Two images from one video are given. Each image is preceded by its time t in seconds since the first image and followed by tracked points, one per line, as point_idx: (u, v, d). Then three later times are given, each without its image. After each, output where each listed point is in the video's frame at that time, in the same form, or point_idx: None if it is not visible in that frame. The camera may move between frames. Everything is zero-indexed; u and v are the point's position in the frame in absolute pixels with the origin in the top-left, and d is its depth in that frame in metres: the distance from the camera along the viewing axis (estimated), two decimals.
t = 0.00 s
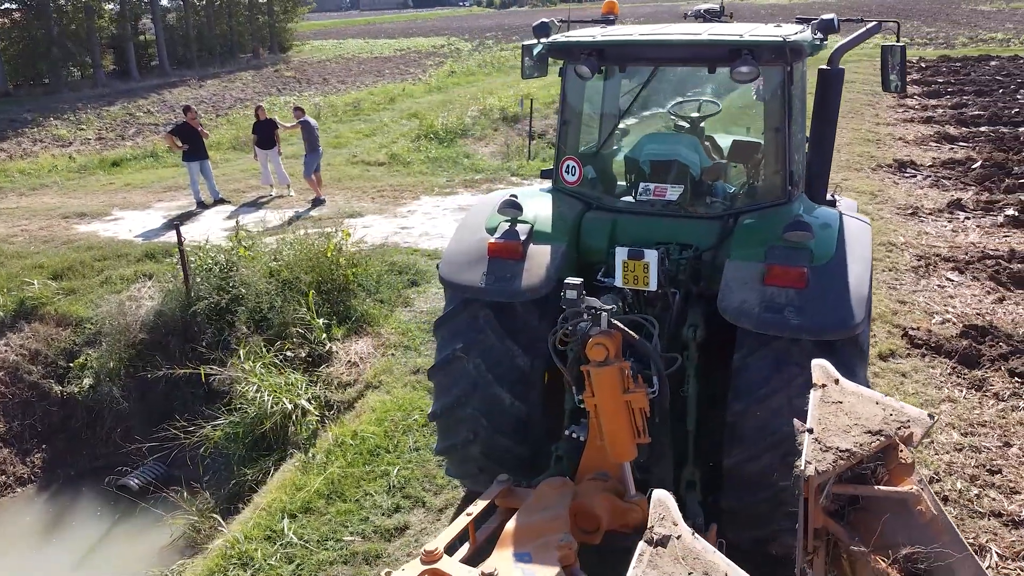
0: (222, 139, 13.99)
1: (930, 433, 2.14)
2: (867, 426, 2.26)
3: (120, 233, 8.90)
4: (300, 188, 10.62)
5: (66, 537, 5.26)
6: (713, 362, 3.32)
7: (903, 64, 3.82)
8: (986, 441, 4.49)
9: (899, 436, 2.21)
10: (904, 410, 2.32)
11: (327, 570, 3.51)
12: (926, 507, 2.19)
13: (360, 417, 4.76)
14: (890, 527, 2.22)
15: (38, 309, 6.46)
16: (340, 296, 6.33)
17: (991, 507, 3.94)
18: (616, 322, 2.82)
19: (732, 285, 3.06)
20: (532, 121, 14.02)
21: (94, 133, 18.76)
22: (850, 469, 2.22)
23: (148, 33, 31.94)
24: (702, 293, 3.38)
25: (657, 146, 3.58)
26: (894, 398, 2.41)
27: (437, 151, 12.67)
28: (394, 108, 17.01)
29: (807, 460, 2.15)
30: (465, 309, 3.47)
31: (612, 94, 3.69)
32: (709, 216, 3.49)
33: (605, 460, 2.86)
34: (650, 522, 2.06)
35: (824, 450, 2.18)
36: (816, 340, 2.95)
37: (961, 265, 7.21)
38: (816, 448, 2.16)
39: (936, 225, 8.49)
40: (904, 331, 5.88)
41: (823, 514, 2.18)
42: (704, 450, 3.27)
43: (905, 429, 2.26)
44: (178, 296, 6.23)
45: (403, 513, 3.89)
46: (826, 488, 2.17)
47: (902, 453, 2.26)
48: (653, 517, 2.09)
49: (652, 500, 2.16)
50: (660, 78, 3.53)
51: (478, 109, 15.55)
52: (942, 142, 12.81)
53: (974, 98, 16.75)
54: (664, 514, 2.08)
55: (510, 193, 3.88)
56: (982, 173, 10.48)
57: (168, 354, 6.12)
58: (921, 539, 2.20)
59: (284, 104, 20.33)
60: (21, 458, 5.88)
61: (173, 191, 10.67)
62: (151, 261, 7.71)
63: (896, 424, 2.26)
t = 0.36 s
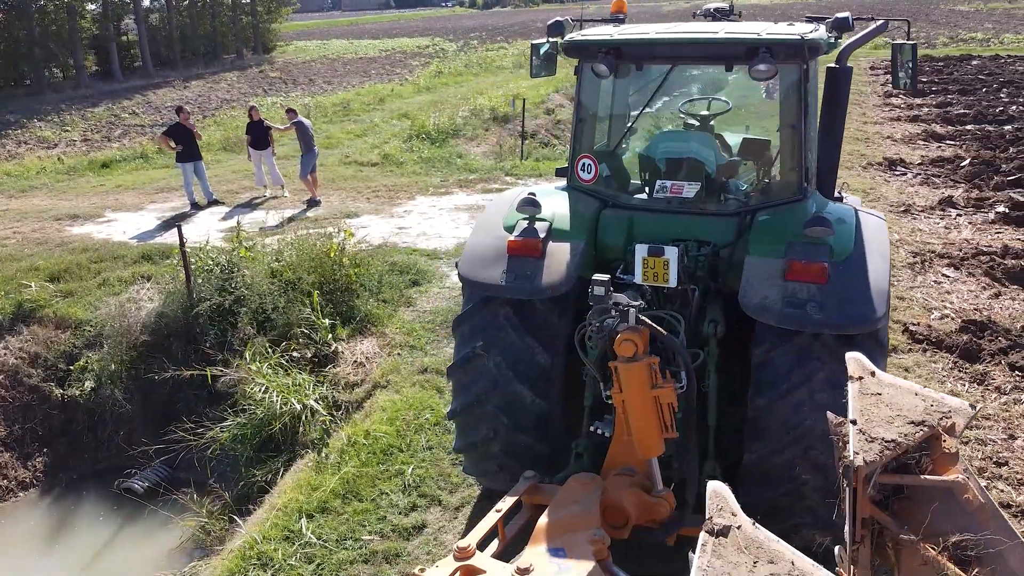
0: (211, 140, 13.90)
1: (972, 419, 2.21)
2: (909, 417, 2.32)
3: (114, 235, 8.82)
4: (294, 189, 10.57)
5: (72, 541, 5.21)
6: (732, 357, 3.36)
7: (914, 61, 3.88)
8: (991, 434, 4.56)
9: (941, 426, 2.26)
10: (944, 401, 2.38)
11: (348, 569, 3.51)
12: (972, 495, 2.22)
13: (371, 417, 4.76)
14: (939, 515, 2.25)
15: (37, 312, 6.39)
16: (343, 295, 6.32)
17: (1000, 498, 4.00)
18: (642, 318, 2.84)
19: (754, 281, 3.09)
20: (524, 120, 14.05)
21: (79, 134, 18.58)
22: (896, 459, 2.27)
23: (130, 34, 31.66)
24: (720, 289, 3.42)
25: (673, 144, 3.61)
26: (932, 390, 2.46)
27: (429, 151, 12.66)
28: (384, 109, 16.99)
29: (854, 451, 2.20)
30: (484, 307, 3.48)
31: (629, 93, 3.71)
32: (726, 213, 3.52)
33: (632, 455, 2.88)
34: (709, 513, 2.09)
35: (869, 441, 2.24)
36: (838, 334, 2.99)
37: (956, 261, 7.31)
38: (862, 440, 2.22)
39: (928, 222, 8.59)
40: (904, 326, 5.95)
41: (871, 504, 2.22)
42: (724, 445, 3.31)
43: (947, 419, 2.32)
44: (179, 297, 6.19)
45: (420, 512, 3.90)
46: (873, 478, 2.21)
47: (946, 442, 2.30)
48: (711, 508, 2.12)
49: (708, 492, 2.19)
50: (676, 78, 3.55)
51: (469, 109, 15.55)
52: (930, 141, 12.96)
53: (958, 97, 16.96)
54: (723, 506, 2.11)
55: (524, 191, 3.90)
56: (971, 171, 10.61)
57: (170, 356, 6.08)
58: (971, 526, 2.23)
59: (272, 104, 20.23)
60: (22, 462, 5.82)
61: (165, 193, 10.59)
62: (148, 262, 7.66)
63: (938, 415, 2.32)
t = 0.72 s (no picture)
0: (208, 141, 13.86)
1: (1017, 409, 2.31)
2: (958, 411, 2.42)
3: (117, 236, 8.77)
4: (295, 190, 10.55)
5: (87, 543, 5.19)
6: (758, 355, 3.38)
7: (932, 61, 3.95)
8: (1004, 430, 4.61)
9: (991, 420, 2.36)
10: (990, 396, 2.48)
11: (375, 568, 3.52)
12: None
13: (388, 416, 4.77)
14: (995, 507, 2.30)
15: (44, 313, 6.35)
16: (353, 295, 6.32)
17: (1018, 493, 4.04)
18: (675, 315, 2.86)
19: (782, 278, 3.12)
20: (522, 121, 14.08)
21: (72, 135, 18.48)
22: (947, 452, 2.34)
23: (120, 34, 31.51)
24: (744, 287, 3.45)
25: (695, 143, 3.64)
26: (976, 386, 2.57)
27: (428, 151, 12.67)
28: (380, 109, 16.97)
29: (907, 443, 2.30)
30: (510, 307, 3.49)
31: (653, 94, 3.72)
32: (749, 211, 3.54)
33: (665, 452, 2.90)
34: (774, 506, 2.11)
35: (921, 435, 2.34)
36: (866, 331, 3.02)
37: (959, 259, 7.38)
38: (914, 433, 2.32)
39: (929, 220, 8.67)
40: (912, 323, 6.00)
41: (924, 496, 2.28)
42: (751, 441, 3.33)
43: (995, 413, 2.42)
44: (189, 298, 6.17)
45: (443, 510, 3.91)
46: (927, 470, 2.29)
47: (996, 436, 2.39)
48: (775, 501, 2.14)
49: (769, 486, 2.21)
50: (700, 78, 3.58)
51: (466, 109, 15.57)
52: (926, 140, 13.07)
53: (951, 97, 17.10)
54: (786, 499, 2.14)
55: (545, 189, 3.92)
56: (968, 170, 10.71)
57: (181, 358, 6.07)
58: None
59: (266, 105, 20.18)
60: (33, 465, 5.81)
61: (166, 194, 10.55)
62: (154, 264, 7.63)
63: (985, 410, 2.41)
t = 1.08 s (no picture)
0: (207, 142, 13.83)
1: None
2: (1009, 404, 2.51)
3: (121, 237, 8.74)
4: (299, 190, 10.55)
5: (104, 544, 5.18)
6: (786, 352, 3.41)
7: (954, 59, 4.00)
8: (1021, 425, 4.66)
9: None
10: None
11: (406, 566, 3.53)
12: None
13: (408, 415, 4.78)
14: None
15: (54, 314, 6.34)
16: (365, 295, 6.33)
17: None
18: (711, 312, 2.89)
19: (812, 276, 3.15)
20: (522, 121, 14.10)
21: (68, 136, 18.39)
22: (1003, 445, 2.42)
23: (113, 35, 31.37)
24: (771, 286, 3.48)
25: (722, 142, 3.66)
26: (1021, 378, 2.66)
27: (429, 151, 12.67)
28: (379, 109, 16.96)
29: (964, 438, 2.39)
30: (539, 305, 3.50)
31: (678, 93, 3.74)
32: (775, 210, 3.57)
33: (701, 448, 2.93)
34: (842, 498, 2.19)
35: (976, 428, 2.42)
36: (896, 328, 3.05)
37: (964, 257, 7.44)
38: (970, 428, 2.40)
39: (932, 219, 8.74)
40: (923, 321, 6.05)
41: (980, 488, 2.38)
42: (780, 437, 3.37)
43: None
44: (201, 299, 6.17)
45: (469, 509, 3.93)
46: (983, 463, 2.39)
47: None
48: (842, 494, 2.22)
49: (835, 480, 2.30)
50: (726, 77, 3.60)
51: (465, 109, 15.58)
52: (923, 140, 13.17)
53: (946, 96, 17.22)
54: (853, 491, 2.21)
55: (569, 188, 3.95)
56: (968, 169, 10.80)
57: (194, 359, 6.06)
58: None
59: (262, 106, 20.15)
60: (45, 466, 5.77)
61: (168, 194, 10.53)
62: (161, 265, 7.62)
63: None
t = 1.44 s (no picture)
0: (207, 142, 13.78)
1: None
2: None
3: (127, 238, 8.71)
4: (303, 190, 10.53)
5: (124, 545, 5.17)
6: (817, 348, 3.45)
7: (979, 58, 4.03)
8: None
9: None
10: None
11: (439, 564, 3.54)
12: None
13: (431, 414, 4.80)
14: None
15: (67, 316, 6.32)
16: (380, 294, 6.35)
17: None
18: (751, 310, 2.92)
19: (847, 273, 3.18)
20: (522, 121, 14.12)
21: (64, 137, 18.29)
22: None
23: (106, 36, 31.20)
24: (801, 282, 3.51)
25: (751, 141, 3.69)
26: None
27: (431, 151, 12.67)
28: (378, 110, 16.94)
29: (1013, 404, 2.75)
30: (571, 303, 3.52)
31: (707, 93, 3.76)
32: (804, 208, 3.61)
33: (741, 444, 2.96)
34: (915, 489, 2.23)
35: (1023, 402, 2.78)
36: (931, 323, 3.08)
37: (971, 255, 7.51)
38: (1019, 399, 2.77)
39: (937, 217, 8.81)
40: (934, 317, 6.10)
41: None
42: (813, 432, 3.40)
43: None
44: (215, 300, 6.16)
45: (498, 506, 3.94)
46: None
47: None
48: (914, 485, 2.27)
49: (904, 472, 2.34)
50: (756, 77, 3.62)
51: (465, 109, 15.59)
52: (922, 139, 13.27)
53: (942, 96, 17.34)
54: (926, 483, 2.25)
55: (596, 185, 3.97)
56: (968, 168, 10.90)
57: (209, 360, 6.04)
58: None
59: (259, 107, 20.09)
60: (61, 468, 5.73)
61: (172, 195, 10.50)
62: (171, 266, 7.59)
63: None
